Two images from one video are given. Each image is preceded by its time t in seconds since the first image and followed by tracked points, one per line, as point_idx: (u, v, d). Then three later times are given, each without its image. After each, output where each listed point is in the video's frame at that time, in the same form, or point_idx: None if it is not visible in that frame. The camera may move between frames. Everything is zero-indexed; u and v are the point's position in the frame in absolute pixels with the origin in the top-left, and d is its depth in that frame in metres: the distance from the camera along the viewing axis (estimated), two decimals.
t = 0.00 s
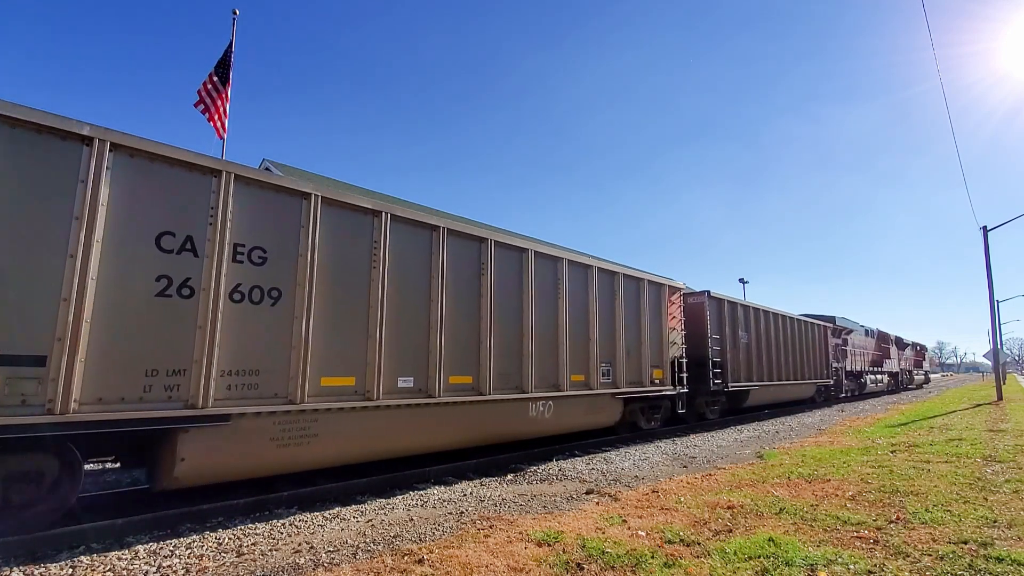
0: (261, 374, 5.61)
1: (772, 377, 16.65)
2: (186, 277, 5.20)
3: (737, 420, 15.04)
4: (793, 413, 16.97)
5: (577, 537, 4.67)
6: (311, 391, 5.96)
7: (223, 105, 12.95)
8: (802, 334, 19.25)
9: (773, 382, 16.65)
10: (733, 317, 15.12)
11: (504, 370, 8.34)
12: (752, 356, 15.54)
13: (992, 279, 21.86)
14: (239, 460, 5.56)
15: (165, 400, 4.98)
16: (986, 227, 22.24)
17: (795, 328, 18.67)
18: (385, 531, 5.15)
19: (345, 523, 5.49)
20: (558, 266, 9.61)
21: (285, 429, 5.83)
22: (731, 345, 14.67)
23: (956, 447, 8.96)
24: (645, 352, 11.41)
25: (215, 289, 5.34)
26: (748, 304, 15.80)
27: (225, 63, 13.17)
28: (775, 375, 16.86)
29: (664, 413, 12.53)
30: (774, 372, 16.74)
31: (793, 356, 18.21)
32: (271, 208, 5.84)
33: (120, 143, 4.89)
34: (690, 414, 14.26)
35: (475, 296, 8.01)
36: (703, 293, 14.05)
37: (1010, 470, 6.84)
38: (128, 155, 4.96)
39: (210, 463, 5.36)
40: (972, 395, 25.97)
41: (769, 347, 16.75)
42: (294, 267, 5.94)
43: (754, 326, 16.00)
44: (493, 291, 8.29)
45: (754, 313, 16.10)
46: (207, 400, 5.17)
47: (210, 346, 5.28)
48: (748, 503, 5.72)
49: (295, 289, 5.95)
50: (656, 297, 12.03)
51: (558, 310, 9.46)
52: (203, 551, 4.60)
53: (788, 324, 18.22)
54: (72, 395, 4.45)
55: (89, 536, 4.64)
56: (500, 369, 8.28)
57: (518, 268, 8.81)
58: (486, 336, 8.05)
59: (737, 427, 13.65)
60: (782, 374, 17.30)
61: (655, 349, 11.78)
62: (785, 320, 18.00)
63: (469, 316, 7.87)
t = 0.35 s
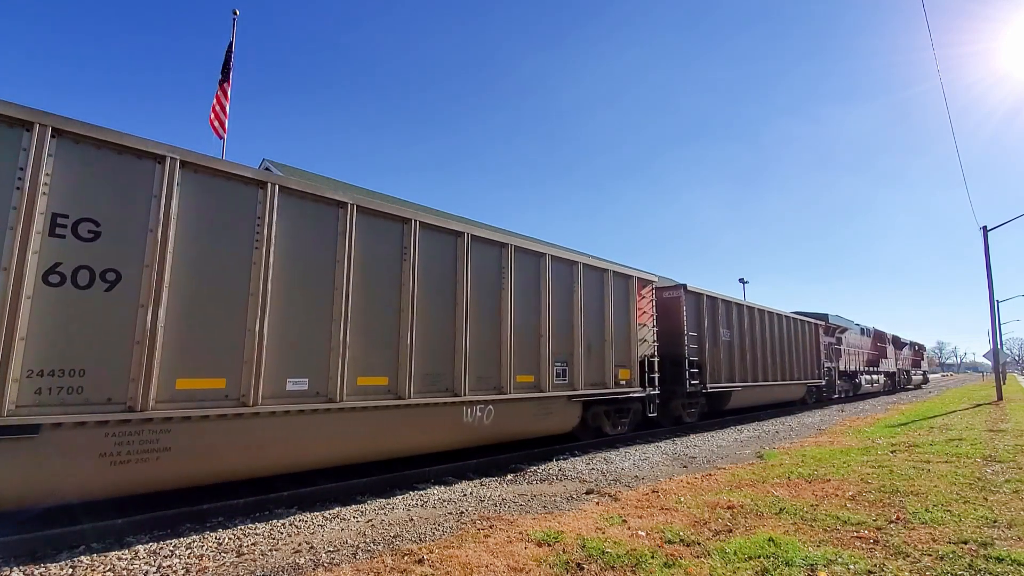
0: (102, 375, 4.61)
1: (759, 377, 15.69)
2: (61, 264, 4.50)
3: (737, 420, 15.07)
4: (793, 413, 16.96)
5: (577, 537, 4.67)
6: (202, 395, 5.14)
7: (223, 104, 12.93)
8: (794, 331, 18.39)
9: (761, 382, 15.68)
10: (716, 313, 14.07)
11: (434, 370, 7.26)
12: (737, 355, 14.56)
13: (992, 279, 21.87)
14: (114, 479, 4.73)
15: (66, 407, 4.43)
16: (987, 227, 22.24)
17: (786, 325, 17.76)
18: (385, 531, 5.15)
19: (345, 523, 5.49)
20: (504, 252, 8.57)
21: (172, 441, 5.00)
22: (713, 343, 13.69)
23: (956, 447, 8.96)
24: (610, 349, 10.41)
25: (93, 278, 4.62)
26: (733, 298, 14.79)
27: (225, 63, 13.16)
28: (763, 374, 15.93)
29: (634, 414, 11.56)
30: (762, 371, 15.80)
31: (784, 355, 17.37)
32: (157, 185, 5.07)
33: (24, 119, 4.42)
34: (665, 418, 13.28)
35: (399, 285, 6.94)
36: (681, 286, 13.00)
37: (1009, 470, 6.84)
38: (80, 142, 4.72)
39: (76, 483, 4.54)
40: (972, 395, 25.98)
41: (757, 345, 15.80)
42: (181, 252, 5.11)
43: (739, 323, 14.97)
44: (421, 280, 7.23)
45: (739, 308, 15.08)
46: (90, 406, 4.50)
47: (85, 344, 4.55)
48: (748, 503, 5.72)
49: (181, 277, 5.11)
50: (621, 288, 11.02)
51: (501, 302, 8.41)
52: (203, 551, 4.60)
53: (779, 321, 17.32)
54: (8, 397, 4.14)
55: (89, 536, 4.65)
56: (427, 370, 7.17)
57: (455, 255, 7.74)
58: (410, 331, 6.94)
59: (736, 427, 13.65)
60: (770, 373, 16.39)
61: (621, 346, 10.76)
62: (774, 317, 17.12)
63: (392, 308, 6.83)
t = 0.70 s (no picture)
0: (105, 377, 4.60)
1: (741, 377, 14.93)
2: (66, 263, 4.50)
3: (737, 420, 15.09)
4: (793, 413, 16.98)
5: (577, 537, 4.67)
6: (197, 394, 5.11)
7: (223, 104, 12.94)
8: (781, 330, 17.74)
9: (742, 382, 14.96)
10: (691, 309, 13.31)
11: (347, 369, 6.28)
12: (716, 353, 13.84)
13: (992, 279, 21.91)
14: (103, 478, 4.68)
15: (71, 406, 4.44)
16: (987, 228, 22.38)
17: (771, 323, 17.09)
18: (385, 531, 5.15)
19: (345, 523, 5.48)
20: (439, 236, 7.57)
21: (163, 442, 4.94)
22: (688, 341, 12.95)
23: (956, 447, 8.96)
24: (565, 346, 9.40)
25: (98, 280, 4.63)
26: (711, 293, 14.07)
27: (225, 63, 13.17)
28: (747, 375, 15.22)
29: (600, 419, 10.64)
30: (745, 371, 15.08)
31: (769, 354, 16.72)
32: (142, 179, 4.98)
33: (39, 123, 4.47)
34: (639, 421, 12.33)
35: (302, 270, 5.99)
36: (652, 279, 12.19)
37: (1009, 470, 6.84)
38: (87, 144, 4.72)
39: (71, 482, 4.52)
40: (972, 395, 26.01)
41: (738, 343, 15.10)
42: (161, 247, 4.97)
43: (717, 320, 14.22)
44: (329, 265, 6.23)
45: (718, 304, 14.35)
46: (99, 406, 4.53)
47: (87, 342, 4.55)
48: (748, 504, 5.72)
49: (171, 275, 5.05)
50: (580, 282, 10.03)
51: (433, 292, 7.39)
52: (203, 551, 4.60)
53: (764, 319, 16.66)
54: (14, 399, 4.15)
55: (89, 536, 4.65)
56: (336, 369, 6.18)
57: (377, 238, 6.76)
58: (313, 323, 5.98)
59: (736, 427, 13.66)
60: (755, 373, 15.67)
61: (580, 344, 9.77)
62: (760, 315, 16.49)
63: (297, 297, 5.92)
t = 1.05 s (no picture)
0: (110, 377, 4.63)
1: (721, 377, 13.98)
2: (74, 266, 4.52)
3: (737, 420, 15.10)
4: (793, 413, 16.98)
5: (577, 537, 4.67)
6: (203, 393, 5.14)
7: (223, 105, 12.93)
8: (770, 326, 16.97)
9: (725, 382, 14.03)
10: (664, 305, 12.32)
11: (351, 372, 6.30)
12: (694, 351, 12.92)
13: (992, 279, 21.90)
14: (111, 478, 4.72)
15: (80, 407, 4.46)
16: (986, 228, 22.35)
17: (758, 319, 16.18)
18: (385, 531, 5.15)
19: (345, 523, 5.48)
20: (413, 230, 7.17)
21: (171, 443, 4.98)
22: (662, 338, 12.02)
23: (956, 447, 8.96)
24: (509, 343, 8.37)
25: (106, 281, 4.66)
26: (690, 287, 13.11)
27: (225, 63, 13.16)
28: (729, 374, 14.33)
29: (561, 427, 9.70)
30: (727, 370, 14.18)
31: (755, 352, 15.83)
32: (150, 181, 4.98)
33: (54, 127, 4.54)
34: (604, 425, 11.47)
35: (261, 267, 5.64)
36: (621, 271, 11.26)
37: (1009, 470, 6.84)
38: (91, 144, 4.71)
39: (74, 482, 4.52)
40: (972, 395, 26.00)
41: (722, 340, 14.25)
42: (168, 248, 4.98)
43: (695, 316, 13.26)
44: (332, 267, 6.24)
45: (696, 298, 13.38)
46: (137, 404, 4.72)
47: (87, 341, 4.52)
48: (748, 504, 5.72)
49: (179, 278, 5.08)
50: (530, 272, 8.98)
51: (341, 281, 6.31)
52: (203, 551, 4.60)
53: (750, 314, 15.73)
54: (25, 397, 4.19)
55: (89, 536, 4.65)
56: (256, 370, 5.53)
57: (342, 231, 6.38)
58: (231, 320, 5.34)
59: (736, 427, 13.67)
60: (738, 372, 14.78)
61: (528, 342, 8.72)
62: (744, 310, 15.55)
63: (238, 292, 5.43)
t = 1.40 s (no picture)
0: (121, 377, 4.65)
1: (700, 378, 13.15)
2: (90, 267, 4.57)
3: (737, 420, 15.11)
4: (793, 414, 16.99)
5: (577, 537, 4.67)
6: (210, 393, 5.16)
7: (223, 104, 12.92)
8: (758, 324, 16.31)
9: (704, 383, 13.23)
10: (633, 299, 11.48)
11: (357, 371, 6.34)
12: (669, 349, 12.12)
13: (992, 279, 21.91)
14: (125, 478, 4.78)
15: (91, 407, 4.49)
16: (986, 228, 22.42)
17: (743, 316, 15.44)
18: (385, 531, 5.15)
19: (345, 523, 5.49)
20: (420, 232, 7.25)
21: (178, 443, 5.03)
22: (631, 335, 11.19)
23: (956, 447, 8.96)
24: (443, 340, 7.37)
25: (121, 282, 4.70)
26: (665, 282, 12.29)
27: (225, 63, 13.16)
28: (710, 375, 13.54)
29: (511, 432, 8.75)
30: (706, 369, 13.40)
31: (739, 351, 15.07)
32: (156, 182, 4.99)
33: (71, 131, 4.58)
34: (568, 432, 10.39)
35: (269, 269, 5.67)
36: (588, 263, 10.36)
37: (1009, 470, 6.84)
38: (102, 147, 4.75)
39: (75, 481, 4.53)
40: (972, 395, 26.01)
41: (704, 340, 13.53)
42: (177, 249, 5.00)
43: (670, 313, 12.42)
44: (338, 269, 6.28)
45: (672, 294, 12.55)
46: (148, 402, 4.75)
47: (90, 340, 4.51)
48: (748, 504, 5.72)
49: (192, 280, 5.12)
50: (473, 263, 8.01)
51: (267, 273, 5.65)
52: (203, 551, 4.60)
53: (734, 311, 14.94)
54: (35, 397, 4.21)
55: (89, 536, 4.65)
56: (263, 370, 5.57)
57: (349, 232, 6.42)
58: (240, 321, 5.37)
59: (737, 427, 13.67)
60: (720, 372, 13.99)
61: (467, 339, 7.74)
62: (728, 307, 14.77)
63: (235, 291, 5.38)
